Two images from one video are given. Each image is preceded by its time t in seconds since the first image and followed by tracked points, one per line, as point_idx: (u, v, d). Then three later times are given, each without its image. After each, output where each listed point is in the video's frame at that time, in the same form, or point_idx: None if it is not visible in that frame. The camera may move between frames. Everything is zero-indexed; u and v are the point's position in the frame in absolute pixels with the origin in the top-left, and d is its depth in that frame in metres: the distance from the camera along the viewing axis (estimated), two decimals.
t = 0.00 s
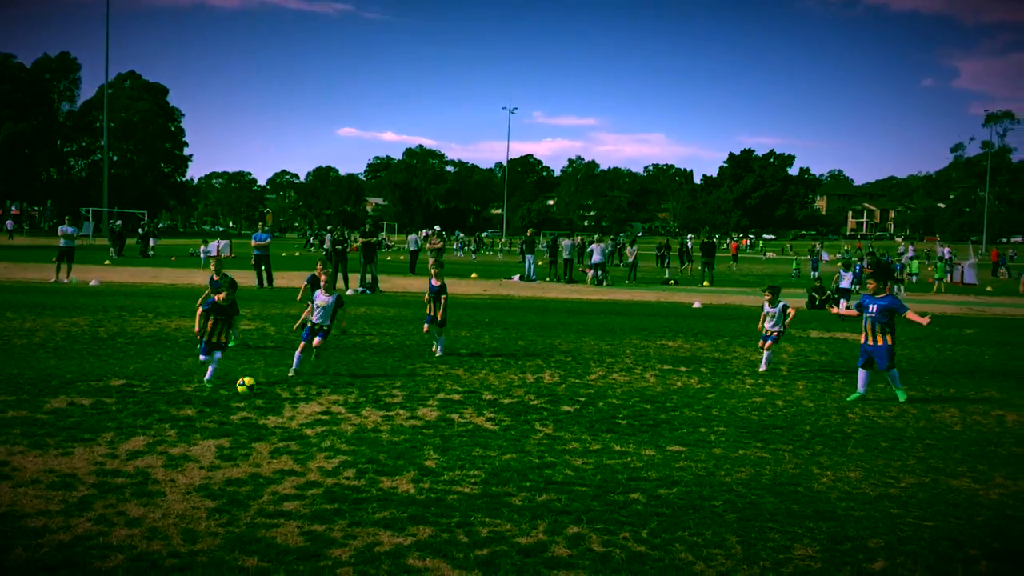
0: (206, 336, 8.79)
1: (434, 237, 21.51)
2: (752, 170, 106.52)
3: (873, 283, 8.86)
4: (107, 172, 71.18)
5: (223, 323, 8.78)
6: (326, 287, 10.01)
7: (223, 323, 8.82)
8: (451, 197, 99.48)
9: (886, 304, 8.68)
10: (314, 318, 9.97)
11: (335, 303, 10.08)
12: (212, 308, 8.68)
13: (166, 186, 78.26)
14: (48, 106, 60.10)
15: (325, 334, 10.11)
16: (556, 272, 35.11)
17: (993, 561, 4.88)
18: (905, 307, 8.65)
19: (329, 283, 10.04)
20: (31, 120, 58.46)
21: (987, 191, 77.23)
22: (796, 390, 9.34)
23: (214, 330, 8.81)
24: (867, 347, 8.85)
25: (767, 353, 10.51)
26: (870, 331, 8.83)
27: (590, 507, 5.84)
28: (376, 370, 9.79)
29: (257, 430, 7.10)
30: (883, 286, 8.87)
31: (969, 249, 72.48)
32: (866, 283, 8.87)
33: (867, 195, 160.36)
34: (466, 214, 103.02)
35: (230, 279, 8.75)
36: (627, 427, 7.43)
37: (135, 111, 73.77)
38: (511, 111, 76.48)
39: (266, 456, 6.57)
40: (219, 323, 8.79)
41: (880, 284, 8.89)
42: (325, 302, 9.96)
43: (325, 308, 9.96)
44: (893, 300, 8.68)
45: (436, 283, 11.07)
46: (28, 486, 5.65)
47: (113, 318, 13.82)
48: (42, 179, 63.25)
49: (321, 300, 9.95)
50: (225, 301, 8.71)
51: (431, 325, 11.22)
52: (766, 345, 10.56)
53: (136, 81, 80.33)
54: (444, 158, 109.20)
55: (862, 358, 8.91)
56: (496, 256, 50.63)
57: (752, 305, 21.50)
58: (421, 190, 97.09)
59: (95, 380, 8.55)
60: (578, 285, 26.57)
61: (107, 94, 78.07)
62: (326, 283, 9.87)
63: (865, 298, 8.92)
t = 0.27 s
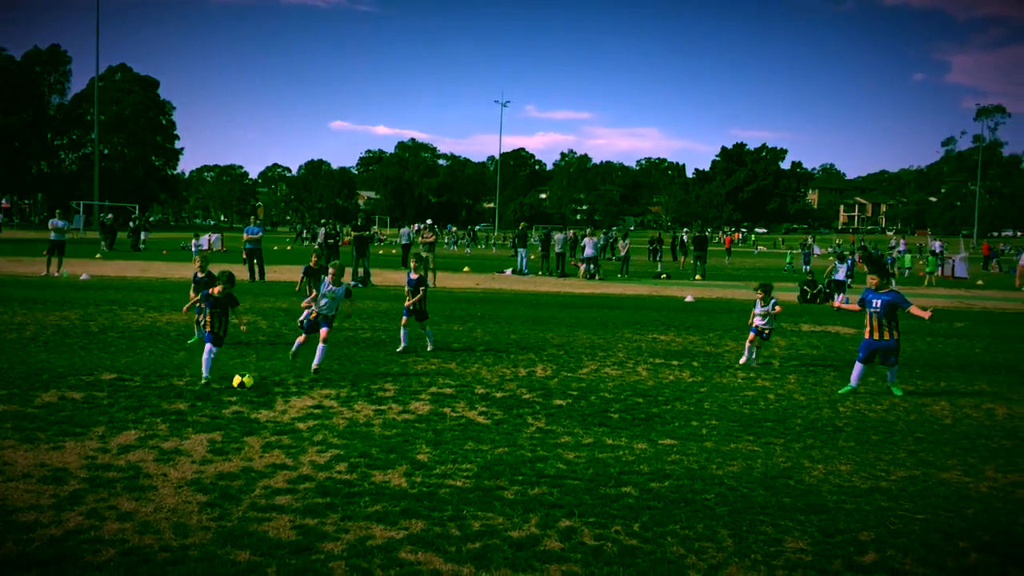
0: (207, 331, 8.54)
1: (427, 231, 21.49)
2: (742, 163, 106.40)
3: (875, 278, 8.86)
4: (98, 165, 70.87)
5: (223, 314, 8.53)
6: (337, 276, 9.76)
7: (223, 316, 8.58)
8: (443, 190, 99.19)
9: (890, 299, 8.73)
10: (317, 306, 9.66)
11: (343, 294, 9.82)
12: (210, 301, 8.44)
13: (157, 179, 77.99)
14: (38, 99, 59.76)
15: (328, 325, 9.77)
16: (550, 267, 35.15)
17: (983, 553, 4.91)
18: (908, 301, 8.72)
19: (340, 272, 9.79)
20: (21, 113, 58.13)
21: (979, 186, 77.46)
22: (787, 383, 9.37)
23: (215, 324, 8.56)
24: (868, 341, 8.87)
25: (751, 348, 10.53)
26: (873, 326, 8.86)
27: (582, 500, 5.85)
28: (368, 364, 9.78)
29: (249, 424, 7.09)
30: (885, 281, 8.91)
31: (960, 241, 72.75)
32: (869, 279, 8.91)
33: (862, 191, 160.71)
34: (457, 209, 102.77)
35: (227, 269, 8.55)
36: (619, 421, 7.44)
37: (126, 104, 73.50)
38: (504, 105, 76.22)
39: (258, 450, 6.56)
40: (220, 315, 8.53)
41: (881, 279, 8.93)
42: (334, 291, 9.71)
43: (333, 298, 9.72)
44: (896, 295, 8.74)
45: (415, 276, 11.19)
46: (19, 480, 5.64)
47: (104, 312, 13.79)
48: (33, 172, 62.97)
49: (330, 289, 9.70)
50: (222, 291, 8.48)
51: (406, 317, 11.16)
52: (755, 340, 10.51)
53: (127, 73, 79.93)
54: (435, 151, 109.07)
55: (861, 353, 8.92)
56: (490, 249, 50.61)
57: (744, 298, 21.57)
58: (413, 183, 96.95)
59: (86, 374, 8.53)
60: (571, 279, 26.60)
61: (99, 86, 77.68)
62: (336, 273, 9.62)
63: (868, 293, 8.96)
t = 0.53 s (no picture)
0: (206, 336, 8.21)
1: (420, 226, 21.47)
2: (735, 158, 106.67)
3: (878, 275, 8.92)
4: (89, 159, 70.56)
5: (223, 317, 8.26)
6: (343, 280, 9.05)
7: (222, 319, 8.31)
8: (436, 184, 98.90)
9: (893, 296, 8.75)
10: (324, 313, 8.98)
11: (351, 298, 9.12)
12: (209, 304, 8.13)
13: (148, 173, 77.71)
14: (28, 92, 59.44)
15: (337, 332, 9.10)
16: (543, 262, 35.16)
17: (973, 546, 4.94)
18: (910, 297, 8.78)
19: (347, 275, 9.06)
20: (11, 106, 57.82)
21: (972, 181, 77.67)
22: (779, 377, 9.40)
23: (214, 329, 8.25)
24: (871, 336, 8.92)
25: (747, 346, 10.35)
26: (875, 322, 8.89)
27: (575, 494, 5.87)
28: (360, 359, 9.78)
29: (241, 419, 7.08)
30: (888, 279, 8.94)
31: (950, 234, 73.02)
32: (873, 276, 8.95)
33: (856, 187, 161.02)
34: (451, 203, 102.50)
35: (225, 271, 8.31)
36: (612, 415, 7.45)
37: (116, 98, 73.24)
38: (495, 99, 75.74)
39: (250, 445, 6.56)
40: (218, 319, 8.25)
41: (885, 277, 8.97)
42: (341, 297, 9.01)
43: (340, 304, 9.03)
44: (898, 291, 8.76)
45: (396, 274, 10.82)
46: (10, 475, 5.62)
47: (96, 306, 13.75)
48: (24, 166, 62.67)
49: (337, 294, 9.01)
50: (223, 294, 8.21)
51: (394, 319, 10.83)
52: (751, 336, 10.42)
53: (118, 66, 79.48)
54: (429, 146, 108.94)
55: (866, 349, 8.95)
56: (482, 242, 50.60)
57: (736, 293, 21.63)
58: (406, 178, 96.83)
59: (77, 368, 8.51)
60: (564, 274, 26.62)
61: (89, 80, 77.20)
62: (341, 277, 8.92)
63: (871, 289, 8.98)
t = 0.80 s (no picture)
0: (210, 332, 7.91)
1: (412, 221, 21.44)
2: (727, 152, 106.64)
3: (879, 269, 8.89)
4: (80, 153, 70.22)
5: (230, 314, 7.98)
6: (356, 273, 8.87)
7: (228, 315, 8.02)
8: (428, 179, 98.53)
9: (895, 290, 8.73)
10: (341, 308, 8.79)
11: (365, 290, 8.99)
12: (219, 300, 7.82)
13: (140, 168, 77.41)
14: (17, 85, 59.12)
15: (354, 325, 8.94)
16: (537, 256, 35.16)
17: (963, 538, 4.96)
18: (911, 290, 8.77)
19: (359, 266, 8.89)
20: None
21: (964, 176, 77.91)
22: (770, 371, 9.43)
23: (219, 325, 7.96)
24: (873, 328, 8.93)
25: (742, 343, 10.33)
26: (876, 314, 8.91)
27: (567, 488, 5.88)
28: (352, 353, 9.77)
29: (233, 413, 7.07)
30: (890, 272, 8.90)
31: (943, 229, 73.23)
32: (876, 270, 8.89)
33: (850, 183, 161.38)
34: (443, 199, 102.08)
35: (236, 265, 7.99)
36: (604, 409, 7.46)
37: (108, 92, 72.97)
38: (488, 93, 75.54)
39: (242, 440, 6.55)
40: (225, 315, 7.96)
41: (887, 271, 8.89)
42: (357, 289, 8.85)
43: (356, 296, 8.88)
44: (900, 285, 8.74)
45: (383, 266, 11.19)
46: (1, 471, 5.60)
47: (87, 301, 13.70)
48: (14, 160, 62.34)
49: (352, 287, 8.84)
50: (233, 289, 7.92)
51: (379, 309, 10.68)
52: (746, 337, 10.42)
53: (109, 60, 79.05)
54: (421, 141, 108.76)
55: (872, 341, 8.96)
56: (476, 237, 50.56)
57: (728, 287, 21.68)
58: (398, 172, 96.57)
59: (69, 363, 8.48)
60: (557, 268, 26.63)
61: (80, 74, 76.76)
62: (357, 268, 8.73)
63: (873, 283, 8.95)
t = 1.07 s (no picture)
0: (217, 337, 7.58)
1: (404, 216, 21.43)
2: (719, 148, 106.72)
3: (881, 267, 8.91)
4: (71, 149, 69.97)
5: (235, 315, 7.63)
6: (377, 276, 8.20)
7: (235, 319, 7.66)
8: (420, 174, 97.93)
9: (898, 287, 8.75)
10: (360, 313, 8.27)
11: (388, 293, 8.35)
12: (221, 301, 7.56)
13: (131, 164, 77.16)
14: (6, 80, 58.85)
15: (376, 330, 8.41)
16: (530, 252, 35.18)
17: (954, 532, 4.98)
18: (913, 287, 8.81)
19: (381, 270, 8.20)
20: None
21: (956, 171, 78.11)
22: (762, 366, 9.45)
23: (226, 329, 7.62)
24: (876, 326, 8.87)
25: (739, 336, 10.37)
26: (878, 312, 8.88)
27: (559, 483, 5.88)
28: (343, 349, 9.75)
29: (224, 409, 7.05)
30: (891, 271, 8.93)
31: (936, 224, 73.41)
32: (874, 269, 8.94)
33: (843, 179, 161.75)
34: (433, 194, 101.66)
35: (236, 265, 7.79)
36: (596, 404, 7.47)
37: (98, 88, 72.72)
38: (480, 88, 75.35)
39: (234, 435, 6.54)
40: (229, 316, 7.62)
41: (887, 269, 8.92)
42: (377, 293, 8.24)
43: (377, 301, 8.28)
44: (902, 282, 8.76)
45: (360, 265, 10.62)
46: None
47: (78, 298, 13.66)
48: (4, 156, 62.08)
49: (372, 292, 8.22)
50: (233, 288, 7.65)
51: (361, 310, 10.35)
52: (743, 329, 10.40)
53: (98, 56, 78.80)
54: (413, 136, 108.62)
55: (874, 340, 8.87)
56: (469, 232, 50.49)
57: (720, 282, 21.72)
58: (389, 167, 96.56)
59: (60, 360, 8.46)
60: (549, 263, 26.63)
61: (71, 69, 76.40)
62: (377, 274, 8.09)
63: (874, 282, 8.95)
